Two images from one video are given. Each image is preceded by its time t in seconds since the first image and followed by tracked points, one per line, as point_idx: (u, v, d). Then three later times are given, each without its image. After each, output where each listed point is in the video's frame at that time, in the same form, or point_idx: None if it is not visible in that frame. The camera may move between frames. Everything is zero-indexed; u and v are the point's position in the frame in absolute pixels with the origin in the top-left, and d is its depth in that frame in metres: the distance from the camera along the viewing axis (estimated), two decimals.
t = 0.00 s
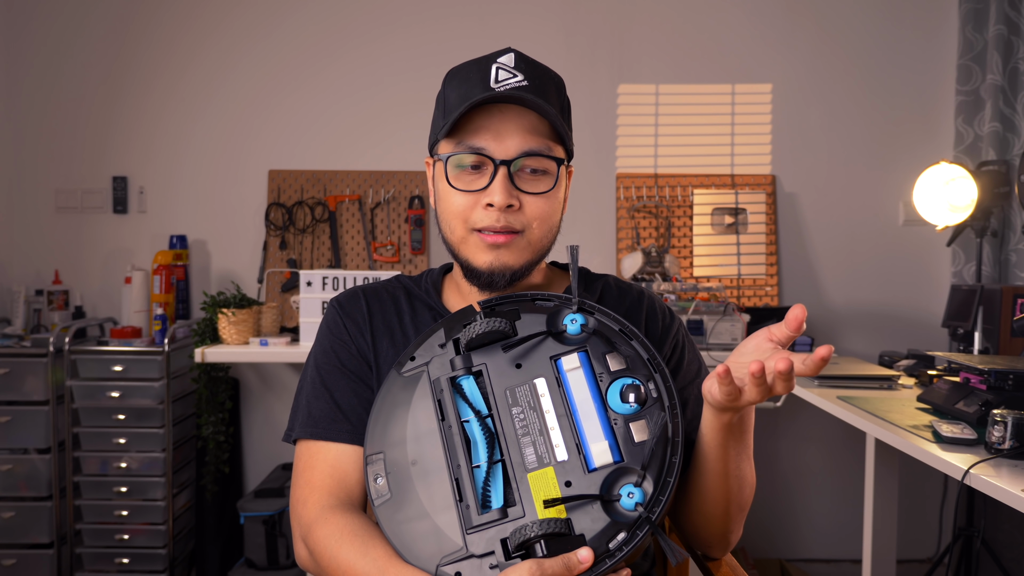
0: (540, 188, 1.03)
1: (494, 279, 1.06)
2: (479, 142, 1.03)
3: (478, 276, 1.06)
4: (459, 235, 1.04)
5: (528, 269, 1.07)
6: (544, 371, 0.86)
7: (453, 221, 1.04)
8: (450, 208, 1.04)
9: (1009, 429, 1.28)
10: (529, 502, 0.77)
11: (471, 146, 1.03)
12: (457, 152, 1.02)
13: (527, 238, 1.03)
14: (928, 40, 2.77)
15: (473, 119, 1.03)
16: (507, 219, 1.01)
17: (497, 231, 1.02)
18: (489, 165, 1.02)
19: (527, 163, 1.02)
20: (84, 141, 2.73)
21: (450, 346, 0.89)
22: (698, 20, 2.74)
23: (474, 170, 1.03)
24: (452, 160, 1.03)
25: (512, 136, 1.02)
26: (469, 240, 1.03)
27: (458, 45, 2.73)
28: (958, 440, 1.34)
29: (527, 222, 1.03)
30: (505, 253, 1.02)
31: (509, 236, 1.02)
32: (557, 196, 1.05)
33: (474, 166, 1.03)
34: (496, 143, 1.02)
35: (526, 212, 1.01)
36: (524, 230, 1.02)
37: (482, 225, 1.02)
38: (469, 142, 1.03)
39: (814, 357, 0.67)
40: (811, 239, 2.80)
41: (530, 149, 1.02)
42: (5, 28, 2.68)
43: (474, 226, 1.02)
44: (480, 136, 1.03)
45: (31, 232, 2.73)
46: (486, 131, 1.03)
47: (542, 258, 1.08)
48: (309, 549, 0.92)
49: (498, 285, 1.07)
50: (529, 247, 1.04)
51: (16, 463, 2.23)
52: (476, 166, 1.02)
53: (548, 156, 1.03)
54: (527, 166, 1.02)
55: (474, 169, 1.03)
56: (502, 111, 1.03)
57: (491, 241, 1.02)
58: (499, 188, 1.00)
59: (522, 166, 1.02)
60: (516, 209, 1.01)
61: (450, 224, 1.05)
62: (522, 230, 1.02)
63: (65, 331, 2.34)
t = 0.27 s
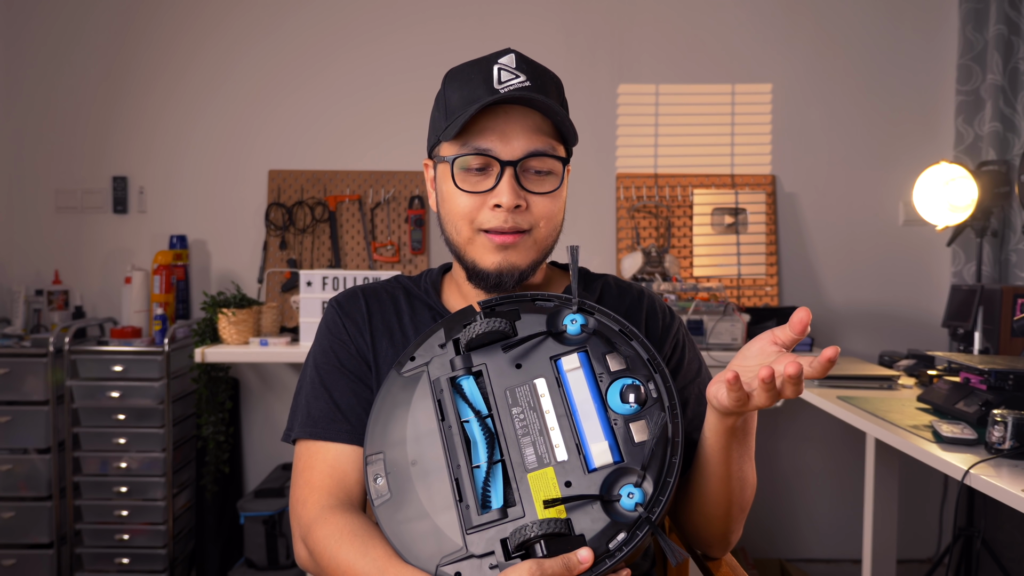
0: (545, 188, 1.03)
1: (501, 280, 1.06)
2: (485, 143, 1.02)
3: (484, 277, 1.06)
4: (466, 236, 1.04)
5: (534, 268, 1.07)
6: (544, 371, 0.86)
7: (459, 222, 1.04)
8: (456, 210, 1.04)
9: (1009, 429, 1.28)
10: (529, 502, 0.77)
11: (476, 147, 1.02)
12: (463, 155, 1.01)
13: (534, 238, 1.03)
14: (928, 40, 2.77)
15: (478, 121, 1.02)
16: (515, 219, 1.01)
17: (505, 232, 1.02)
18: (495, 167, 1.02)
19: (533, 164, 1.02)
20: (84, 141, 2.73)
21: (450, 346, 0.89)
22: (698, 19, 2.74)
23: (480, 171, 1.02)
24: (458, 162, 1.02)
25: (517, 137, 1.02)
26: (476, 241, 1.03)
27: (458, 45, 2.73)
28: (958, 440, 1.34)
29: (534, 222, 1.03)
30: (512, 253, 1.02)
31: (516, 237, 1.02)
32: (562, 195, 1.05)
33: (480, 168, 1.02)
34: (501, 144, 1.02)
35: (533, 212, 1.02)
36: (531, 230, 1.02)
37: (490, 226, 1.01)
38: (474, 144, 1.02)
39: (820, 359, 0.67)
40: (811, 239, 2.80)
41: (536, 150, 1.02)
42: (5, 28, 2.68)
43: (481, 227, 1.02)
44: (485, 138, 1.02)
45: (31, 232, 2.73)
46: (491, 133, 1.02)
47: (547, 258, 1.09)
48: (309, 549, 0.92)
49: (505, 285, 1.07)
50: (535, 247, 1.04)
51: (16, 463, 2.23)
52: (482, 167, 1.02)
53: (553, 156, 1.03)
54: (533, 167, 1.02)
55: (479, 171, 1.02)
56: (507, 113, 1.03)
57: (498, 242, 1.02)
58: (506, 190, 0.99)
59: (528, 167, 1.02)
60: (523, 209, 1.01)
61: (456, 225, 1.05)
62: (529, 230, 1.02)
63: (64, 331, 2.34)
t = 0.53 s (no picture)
0: (544, 178, 1.02)
1: (500, 273, 1.04)
2: (482, 133, 1.02)
3: (483, 272, 1.04)
4: (465, 228, 1.02)
5: (533, 262, 1.05)
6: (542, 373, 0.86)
7: (458, 213, 1.02)
8: (454, 201, 1.03)
9: (1009, 429, 1.28)
10: (528, 503, 0.77)
11: (474, 137, 1.02)
12: (461, 144, 1.01)
13: (533, 229, 1.01)
14: (928, 40, 2.77)
15: (476, 112, 1.03)
16: (514, 207, 0.99)
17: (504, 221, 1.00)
18: (493, 155, 1.01)
19: (531, 153, 1.01)
20: (84, 141, 2.73)
21: (448, 347, 0.88)
22: (698, 19, 2.74)
23: (478, 160, 1.01)
24: (456, 152, 1.01)
25: (515, 126, 1.02)
26: (476, 233, 1.02)
27: (458, 44, 2.73)
28: (958, 440, 1.34)
29: (532, 213, 1.01)
30: (512, 244, 1.01)
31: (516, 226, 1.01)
32: (560, 187, 1.04)
33: (478, 157, 1.01)
34: (500, 134, 1.02)
35: (532, 200, 1.00)
36: (530, 220, 1.01)
37: (489, 215, 1.00)
38: (472, 134, 1.02)
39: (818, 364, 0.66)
40: (811, 239, 2.80)
41: (534, 139, 1.02)
42: (5, 28, 2.68)
43: (480, 217, 1.01)
44: (483, 127, 1.02)
45: (31, 232, 2.73)
46: (489, 123, 1.02)
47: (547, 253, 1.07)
48: (308, 549, 0.92)
49: (504, 280, 1.05)
50: (534, 240, 1.02)
51: (16, 463, 2.23)
52: (480, 156, 1.01)
53: (551, 146, 1.02)
54: (531, 156, 1.01)
55: (478, 159, 1.01)
56: (504, 103, 1.03)
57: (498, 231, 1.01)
58: (505, 176, 0.99)
59: (526, 156, 1.01)
60: (522, 197, 0.99)
61: (454, 217, 1.03)
62: (528, 221, 1.01)
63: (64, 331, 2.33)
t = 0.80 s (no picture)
0: (542, 177, 1.02)
1: (499, 270, 1.03)
2: (480, 132, 1.02)
3: (482, 270, 1.04)
4: (463, 227, 1.02)
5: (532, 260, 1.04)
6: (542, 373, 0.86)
7: (457, 212, 1.02)
8: (452, 200, 1.02)
9: (1009, 429, 1.28)
10: (528, 503, 0.77)
11: (472, 137, 1.02)
12: (458, 144, 1.01)
13: (531, 227, 1.01)
14: (928, 40, 2.77)
15: (474, 112, 1.03)
16: (511, 206, 0.99)
17: (501, 220, 1.00)
18: (491, 155, 1.01)
19: (529, 152, 1.01)
20: (84, 141, 2.73)
21: (449, 347, 0.88)
22: (698, 19, 2.74)
23: (477, 160, 1.01)
24: (454, 151, 1.01)
25: (512, 126, 1.02)
26: (474, 231, 1.01)
27: (458, 44, 2.73)
28: (958, 440, 1.34)
29: (530, 211, 1.01)
30: (510, 243, 1.00)
31: (513, 225, 1.00)
32: (558, 185, 1.04)
33: (476, 156, 1.01)
34: (497, 133, 1.02)
35: (530, 200, 1.00)
36: (528, 219, 1.01)
37: (486, 214, 1.00)
38: (470, 133, 1.02)
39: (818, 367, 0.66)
40: (811, 239, 2.80)
41: (532, 139, 1.02)
42: (5, 28, 2.68)
43: (478, 216, 1.00)
44: (481, 127, 1.02)
45: (30, 232, 2.73)
46: (487, 123, 1.02)
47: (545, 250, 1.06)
48: (308, 549, 0.92)
49: (503, 277, 1.05)
50: (533, 237, 1.02)
51: (16, 463, 2.23)
52: (477, 156, 1.01)
53: (549, 145, 1.02)
54: (528, 155, 1.01)
55: (475, 159, 1.01)
56: (502, 104, 1.03)
57: (495, 230, 1.00)
58: (502, 176, 0.98)
59: (524, 155, 1.01)
60: (519, 197, 0.99)
61: (452, 216, 1.03)
62: (526, 219, 1.00)
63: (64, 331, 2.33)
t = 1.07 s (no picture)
0: (541, 177, 1.02)
1: (498, 268, 1.03)
2: (480, 133, 1.02)
3: (480, 268, 1.04)
4: (462, 227, 1.02)
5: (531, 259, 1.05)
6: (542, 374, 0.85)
7: (457, 213, 1.02)
8: (451, 200, 1.02)
9: (1009, 429, 1.28)
10: (529, 503, 0.77)
11: (472, 137, 1.02)
12: (458, 144, 1.01)
13: (530, 226, 1.01)
14: (928, 40, 2.77)
15: (473, 113, 1.03)
16: (510, 206, 0.99)
17: (501, 220, 1.00)
18: (490, 155, 1.01)
19: (528, 153, 1.01)
20: (84, 141, 2.73)
21: (449, 347, 0.88)
22: (698, 19, 2.74)
23: (476, 160, 1.01)
24: (453, 152, 1.01)
25: (512, 126, 1.02)
26: (473, 230, 1.01)
27: (458, 44, 2.73)
28: (958, 440, 1.34)
29: (530, 211, 1.01)
30: (509, 242, 1.00)
31: (513, 225, 1.00)
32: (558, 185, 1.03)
33: (475, 157, 1.01)
34: (496, 134, 1.02)
35: (529, 200, 1.00)
36: (527, 218, 1.01)
37: (485, 214, 1.00)
38: (470, 134, 1.02)
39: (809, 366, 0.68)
40: (811, 239, 2.80)
41: (531, 139, 1.02)
42: (5, 28, 2.68)
43: (477, 216, 1.00)
44: (480, 128, 1.02)
45: (31, 232, 2.73)
46: (486, 123, 1.02)
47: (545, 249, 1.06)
48: (308, 549, 0.92)
49: (503, 275, 1.05)
50: (532, 237, 1.01)
51: (16, 463, 2.23)
52: (477, 156, 1.01)
53: (548, 145, 1.02)
54: (528, 155, 1.01)
55: (474, 159, 1.01)
56: (501, 104, 1.03)
57: (494, 230, 1.00)
58: (501, 176, 0.98)
59: (523, 156, 1.00)
60: (518, 197, 0.99)
61: (452, 216, 1.03)
62: (525, 219, 1.00)
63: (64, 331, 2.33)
